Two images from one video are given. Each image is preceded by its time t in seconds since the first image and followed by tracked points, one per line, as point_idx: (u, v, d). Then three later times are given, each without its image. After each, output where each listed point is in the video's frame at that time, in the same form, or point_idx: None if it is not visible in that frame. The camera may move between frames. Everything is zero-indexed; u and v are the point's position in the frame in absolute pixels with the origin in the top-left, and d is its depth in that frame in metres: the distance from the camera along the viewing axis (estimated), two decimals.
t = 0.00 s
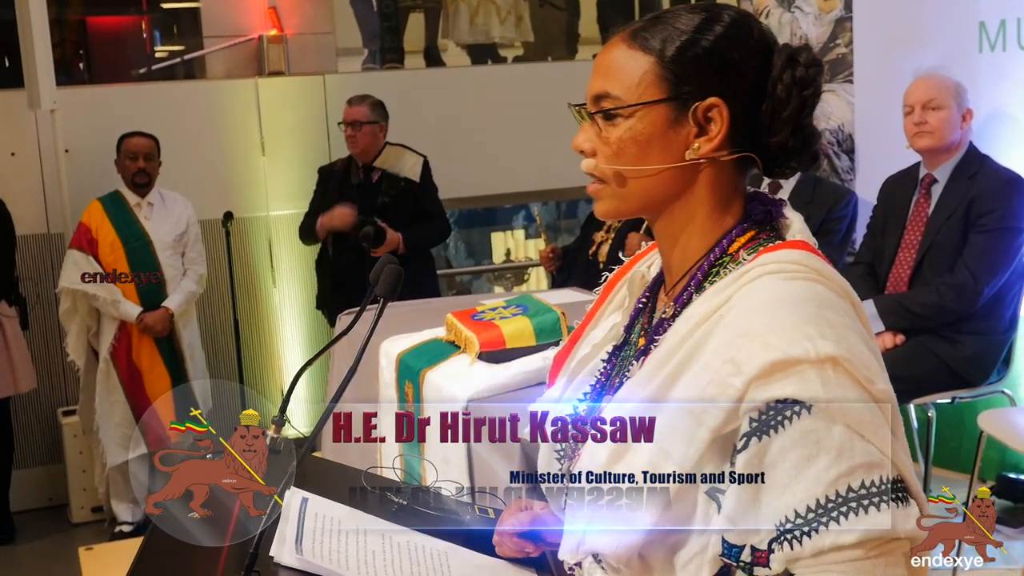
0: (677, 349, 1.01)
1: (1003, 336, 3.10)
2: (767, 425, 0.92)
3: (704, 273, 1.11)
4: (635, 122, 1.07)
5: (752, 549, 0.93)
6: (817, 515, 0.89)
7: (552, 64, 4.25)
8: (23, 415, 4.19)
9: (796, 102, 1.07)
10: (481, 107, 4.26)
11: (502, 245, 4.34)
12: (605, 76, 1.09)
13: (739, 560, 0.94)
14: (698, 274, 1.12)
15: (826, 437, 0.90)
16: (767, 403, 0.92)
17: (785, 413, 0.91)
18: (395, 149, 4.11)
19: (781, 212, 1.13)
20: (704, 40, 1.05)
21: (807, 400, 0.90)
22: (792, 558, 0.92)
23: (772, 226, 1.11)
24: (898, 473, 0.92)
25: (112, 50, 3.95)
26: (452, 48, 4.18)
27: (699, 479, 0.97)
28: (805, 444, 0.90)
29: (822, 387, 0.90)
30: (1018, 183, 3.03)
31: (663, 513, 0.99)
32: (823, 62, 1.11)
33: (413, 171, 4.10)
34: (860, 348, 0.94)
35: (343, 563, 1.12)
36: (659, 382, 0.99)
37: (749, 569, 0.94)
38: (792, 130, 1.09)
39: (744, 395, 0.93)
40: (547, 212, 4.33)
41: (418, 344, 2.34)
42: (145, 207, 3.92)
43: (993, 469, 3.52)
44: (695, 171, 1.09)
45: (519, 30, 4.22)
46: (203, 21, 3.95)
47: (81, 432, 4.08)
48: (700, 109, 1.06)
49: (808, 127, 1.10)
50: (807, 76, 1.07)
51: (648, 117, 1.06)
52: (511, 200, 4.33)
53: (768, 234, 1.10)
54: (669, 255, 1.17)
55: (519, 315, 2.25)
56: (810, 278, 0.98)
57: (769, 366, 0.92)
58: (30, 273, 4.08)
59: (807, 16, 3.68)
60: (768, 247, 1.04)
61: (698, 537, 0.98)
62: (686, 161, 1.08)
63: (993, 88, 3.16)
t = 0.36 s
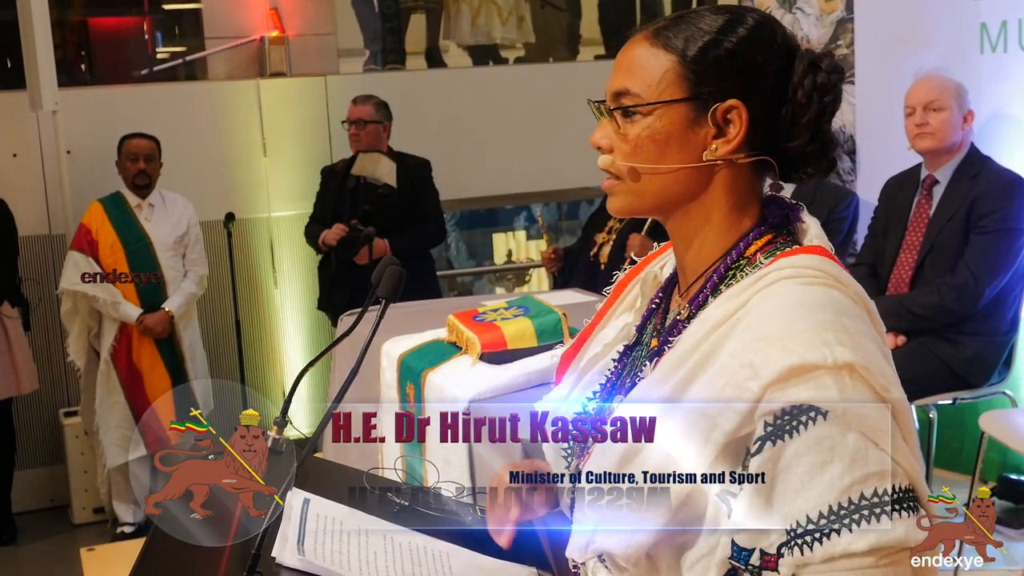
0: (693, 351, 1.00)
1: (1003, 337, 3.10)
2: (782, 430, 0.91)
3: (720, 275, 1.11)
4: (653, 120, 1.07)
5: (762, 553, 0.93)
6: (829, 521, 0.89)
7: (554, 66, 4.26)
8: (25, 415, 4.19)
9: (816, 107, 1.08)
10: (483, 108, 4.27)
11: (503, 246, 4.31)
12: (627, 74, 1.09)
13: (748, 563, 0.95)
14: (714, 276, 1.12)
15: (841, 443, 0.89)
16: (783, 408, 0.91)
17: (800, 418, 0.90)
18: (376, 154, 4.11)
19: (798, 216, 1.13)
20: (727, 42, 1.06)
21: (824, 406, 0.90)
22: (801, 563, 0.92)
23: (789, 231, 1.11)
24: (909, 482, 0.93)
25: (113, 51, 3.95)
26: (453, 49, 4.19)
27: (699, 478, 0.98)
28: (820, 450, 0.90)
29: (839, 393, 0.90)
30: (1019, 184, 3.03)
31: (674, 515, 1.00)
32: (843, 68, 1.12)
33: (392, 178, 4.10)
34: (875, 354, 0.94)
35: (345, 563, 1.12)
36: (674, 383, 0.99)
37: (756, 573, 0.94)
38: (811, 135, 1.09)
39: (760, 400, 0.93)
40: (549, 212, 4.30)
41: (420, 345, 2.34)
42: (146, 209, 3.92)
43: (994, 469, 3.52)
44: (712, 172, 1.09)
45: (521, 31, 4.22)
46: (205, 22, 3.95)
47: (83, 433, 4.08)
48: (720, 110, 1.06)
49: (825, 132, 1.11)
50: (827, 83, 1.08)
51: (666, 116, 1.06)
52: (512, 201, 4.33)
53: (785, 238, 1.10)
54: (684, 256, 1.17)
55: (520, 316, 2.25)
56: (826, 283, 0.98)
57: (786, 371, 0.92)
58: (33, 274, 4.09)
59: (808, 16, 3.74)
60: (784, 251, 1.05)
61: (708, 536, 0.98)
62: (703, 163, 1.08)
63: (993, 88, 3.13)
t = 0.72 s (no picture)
0: (692, 354, 1.00)
1: (1004, 338, 3.10)
2: (783, 433, 0.91)
3: (715, 277, 1.12)
4: (655, 115, 1.07)
5: (763, 557, 0.93)
6: (830, 525, 0.90)
7: (554, 66, 4.26)
8: (25, 415, 4.19)
9: (818, 114, 1.08)
10: (483, 108, 4.26)
11: (504, 246, 4.33)
12: (629, 69, 1.09)
13: (749, 567, 0.94)
14: (709, 278, 1.12)
15: (842, 447, 0.90)
16: (785, 411, 0.91)
17: (801, 422, 0.91)
18: (366, 157, 4.14)
19: (793, 219, 1.13)
20: (733, 42, 1.06)
21: (826, 409, 0.90)
22: (801, 566, 0.92)
23: (783, 233, 1.12)
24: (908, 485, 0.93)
25: (113, 51, 3.94)
26: (454, 49, 4.19)
27: (700, 478, 0.97)
28: (821, 455, 0.90)
29: (842, 396, 0.90)
30: (1019, 185, 3.02)
31: (678, 515, 0.99)
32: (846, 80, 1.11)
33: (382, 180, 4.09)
34: (875, 356, 0.94)
35: (346, 563, 1.13)
36: (674, 389, 0.99)
37: None
38: (811, 140, 1.09)
39: (762, 404, 0.93)
40: (552, 213, 4.33)
41: (420, 345, 2.34)
42: (148, 208, 3.93)
43: (994, 470, 3.52)
44: (710, 172, 1.09)
45: (521, 31, 4.22)
46: (206, 22, 3.96)
47: (83, 433, 4.07)
48: (722, 109, 1.06)
49: (826, 138, 1.11)
50: (830, 90, 1.08)
51: (669, 112, 1.06)
52: (512, 202, 4.33)
53: (779, 241, 1.11)
54: (677, 255, 1.17)
55: (520, 316, 2.25)
56: (826, 286, 0.98)
57: (789, 375, 0.92)
58: (34, 273, 4.09)
59: (808, 17, 3.77)
60: (780, 254, 1.05)
61: (709, 538, 0.98)
62: (703, 162, 1.08)
63: (994, 88, 3.12)
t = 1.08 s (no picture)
0: (678, 358, 1.00)
1: (1004, 339, 3.10)
2: (772, 437, 0.92)
3: (701, 281, 1.12)
4: (634, 124, 1.07)
5: (757, 560, 0.94)
6: (822, 527, 0.89)
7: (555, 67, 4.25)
8: (25, 417, 4.19)
9: (796, 108, 1.07)
10: (483, 110, 4.26)
11: (504, 247, 4.33)
12: (604, 79, 1.09)
13: (744, 571, 0.95)
14: (695, 282, 1.13)
15: (832, 448, 0.90)
16: (773, 415, 0.92)
17: (790, 425, 0.91)
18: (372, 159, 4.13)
19: (777, 219, 1.13)
20: (704, 44, 1.06)
21: (814, 412, 0.90)
22: (796, 569, 0.92)
23: (768, 234, 1.12)
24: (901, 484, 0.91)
25: (114, 54, 3.96)
26: (454, 50, 4.19)
27: (701, 479, 0.97)
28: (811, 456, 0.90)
29: (829, 398, 0.90)
30: (1019, 186, 3.02)
31: (672, 514, 0.99)
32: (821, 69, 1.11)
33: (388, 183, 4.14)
34: (863, 357, 0.93)
35: (346, 564, 1.13)
36: (670, 382, 0.99)
37: None
38: (791, 135, 1.08)
39: (749, 407, 0.93)
40: (550, 214, 4.32)
41: (421, 346, 2.34)
42: (148, 210, 3.92)
43: (995, 471, 3.52)
44: (692, 175, 1.09)
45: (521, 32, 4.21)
46: (206, 24, 3.99)
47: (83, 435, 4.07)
48: (700, 112, 1.06)
49: (806, 131, 1.10)
50: (806, 82, 1.08)
51: (647, 120, 1.07)
52: (512, 203, 4.33)
53: (765, 241, 1.11)
54: (664, 260, 1.17)
55: (521, 318, 2.25)
56: (812, 287, 0.97)
57: (775, 378, 0.92)
58: (34, 275, 4.08)
59: (808, 18, 3.75)
60: (766, 257, 1.04)
61: (702, 542, 0.99)
62: (684, 166, 1.08)
63: (994, 89, 3.10)
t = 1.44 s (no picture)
0: (658, 358, 1.00)
1: (1004, 339, 3.10)
2: (754, 433, 0.92)
3: (685, 280, 1.12)
4: (612, 125, 1.07)
5: (744, 557, 0.93)
6: (808, 521, 0.90)
7: (555, 68, 4.26)
8: (25, 418, 4.19)
9: (774, 107, 1.07)
10: (482, 110, 4.27)
11: (504, 247, 4.34)
12: (584, 80, 1.09)
13: (732, 568, 0.94)
14: (679, 281, 1.13)
15: (814, 442, 0.90)
16: (753, 411, 0.92)
17: (771, 420, 0.91)
18: (383, 161, 4.16)
19: (760, 217, 1.13)
20: (682, 45, 1.05)
21: (793, 407, 0.90)
22: (786, 565, 0.92)
23: (752, 232, 1.12)
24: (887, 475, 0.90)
25: (112, 54, 3.95)
26: (454, 51, 4.19)
27: (701, 478, 0.96)
28: (792, 452, 0.90)
29: (807, 393, 0.90)
30: (1019, 186, 3.02)
31: (657, 513, 0.98)
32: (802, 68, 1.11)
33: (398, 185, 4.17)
34: (844, 353, 0.93)
35: (344, 564, 1.13)
36: (653, 379, 0.98)
37: None
38: (770, 135, 1.08)
39: (729, 405, 0.93)
40: (550, 214, 4.32)
41: (421, 347, 2.34)
42: (147, 211, 3.93)
43: (995, 471, 3.52)
44: (672, 175, 1.09)
45: (521, 32, 4.22)
46: (206, 24, 3.98)
47: (83, 436, 4.07)
48: (678, 112, 1.06)
49: (786, 130, 1.09)
50: (784, 81, 1.07)
51: (626, 120, 1.06)
52: (512, 203, 4.33)
53: (748, 240, 1.11)
54: (647, 260, 1.17)
55: (520, 318, 2.25)
56: (792, 283, 0.97)
57: (752, 375, 0.92)
58: (34, 276, 4.08)
59: (807, 18, 3.73)
60: (748, 254, 1.05)
61: (690, 541, 0.98)
62: (664, 165, 1.08)
63: (994, 89, 3.12)
